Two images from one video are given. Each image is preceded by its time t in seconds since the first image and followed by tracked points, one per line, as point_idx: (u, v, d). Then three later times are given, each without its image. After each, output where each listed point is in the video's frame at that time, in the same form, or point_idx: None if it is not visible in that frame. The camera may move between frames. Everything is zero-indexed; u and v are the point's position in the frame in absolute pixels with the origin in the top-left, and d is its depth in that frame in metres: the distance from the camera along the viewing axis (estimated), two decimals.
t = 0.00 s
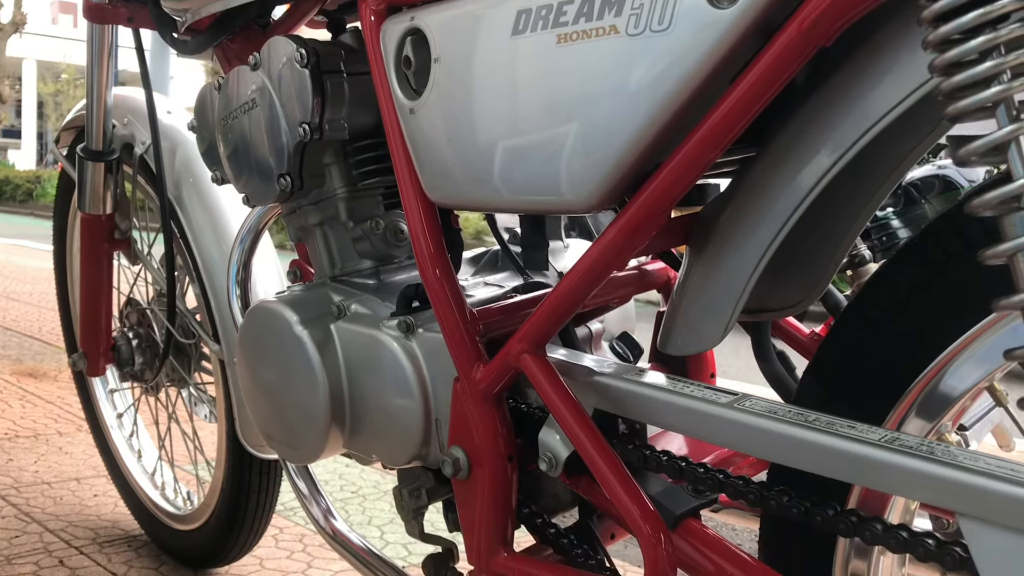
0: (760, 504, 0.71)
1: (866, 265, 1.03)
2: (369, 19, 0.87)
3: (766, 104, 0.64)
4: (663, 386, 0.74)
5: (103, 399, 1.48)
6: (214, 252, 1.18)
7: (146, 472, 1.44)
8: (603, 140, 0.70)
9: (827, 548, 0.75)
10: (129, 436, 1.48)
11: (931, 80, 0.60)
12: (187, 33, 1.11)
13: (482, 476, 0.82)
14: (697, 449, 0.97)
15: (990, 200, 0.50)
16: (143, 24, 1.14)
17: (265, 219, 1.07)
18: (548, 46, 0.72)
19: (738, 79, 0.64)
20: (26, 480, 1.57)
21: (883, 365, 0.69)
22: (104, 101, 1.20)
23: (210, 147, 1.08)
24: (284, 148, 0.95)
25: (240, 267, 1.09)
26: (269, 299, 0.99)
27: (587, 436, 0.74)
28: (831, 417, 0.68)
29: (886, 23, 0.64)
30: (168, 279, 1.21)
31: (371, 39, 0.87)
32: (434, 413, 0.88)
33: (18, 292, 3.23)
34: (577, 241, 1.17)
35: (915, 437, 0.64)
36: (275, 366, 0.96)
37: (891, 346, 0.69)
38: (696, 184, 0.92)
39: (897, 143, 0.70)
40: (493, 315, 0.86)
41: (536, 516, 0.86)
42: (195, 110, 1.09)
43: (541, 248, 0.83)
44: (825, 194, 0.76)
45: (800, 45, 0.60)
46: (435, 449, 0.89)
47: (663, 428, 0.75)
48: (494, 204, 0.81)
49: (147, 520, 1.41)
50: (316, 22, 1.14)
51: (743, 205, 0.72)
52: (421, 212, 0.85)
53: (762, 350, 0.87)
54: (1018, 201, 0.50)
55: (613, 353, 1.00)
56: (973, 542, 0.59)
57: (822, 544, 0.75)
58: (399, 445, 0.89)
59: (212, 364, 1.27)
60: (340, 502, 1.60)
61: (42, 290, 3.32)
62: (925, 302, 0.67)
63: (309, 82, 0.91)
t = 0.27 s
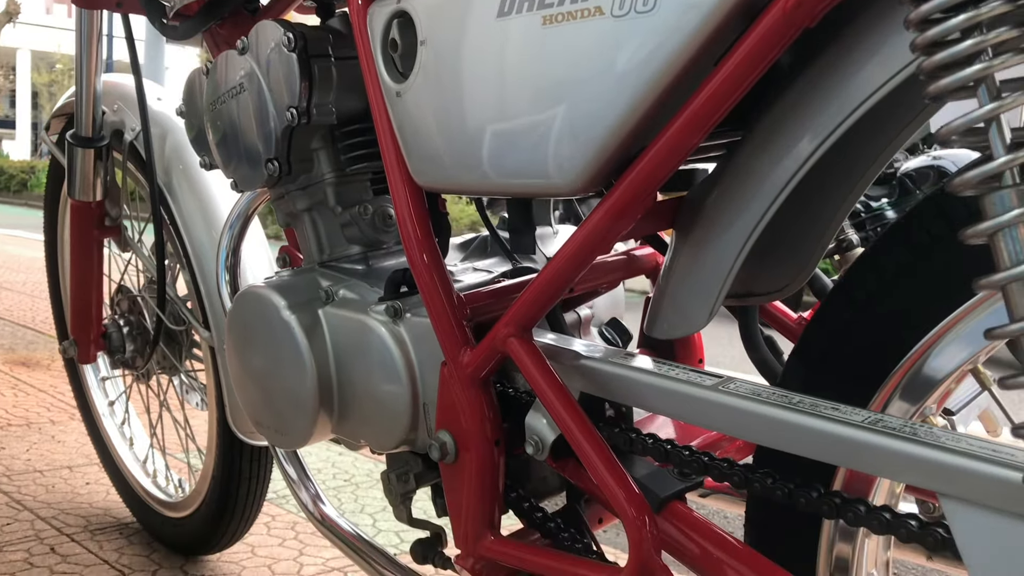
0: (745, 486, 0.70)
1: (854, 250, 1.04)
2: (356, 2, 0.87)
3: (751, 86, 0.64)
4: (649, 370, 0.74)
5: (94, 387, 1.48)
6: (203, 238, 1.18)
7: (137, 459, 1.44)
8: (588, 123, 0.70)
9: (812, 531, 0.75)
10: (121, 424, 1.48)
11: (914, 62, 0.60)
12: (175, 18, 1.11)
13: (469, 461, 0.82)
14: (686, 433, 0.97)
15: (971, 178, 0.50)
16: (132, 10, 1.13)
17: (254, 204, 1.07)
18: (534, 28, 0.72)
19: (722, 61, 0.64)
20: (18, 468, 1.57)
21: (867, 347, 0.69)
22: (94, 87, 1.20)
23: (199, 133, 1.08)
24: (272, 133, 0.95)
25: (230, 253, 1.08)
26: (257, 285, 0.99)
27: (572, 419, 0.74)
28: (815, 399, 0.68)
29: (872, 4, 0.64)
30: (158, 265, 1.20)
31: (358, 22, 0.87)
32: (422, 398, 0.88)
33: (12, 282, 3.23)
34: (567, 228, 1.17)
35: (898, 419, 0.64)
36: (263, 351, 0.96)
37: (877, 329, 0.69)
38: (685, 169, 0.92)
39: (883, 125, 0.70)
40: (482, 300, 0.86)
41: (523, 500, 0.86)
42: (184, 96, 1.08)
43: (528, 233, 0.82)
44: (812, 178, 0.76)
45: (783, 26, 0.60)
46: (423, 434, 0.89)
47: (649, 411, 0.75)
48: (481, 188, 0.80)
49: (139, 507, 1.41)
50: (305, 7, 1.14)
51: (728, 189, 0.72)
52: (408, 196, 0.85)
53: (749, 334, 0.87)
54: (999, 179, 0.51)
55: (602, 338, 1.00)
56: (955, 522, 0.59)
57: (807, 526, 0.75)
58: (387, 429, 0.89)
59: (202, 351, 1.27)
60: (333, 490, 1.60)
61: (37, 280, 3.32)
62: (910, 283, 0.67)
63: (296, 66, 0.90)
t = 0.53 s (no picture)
0: (737, 473, 0.71)
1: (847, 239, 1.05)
2: None
3: (745, 73, 0.64)
4: (642, 357, 0.74)
5: (89, 377, 1.48)
6: (197, 227, 1.17)
7: (132, 450, 1.44)
8: (582, 110, 0.70)
9: (805, 518, 0.75)
10: (116, 415, 1.48)
11: (908, 48, 0.60)
12: (168, 7, 1.11)
13: (463, 449, 0.82)
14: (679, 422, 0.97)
15: (962, 164, 0.50)
16: None
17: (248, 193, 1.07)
18: (528, 15, 0.72)
19: (716, 48, 0.64)
20: (13, 459, 1.57)
21: (861, 335, 0.69)
22: (86, 77, 1.19)
23: (192, 123, 1.08)
24: (265, 121, 0.94)
25: (224, 242, 1.08)
26: (251, 274, 0.99)
27: (567, 407, 0.74)
28: (808, 386, 0.68)
29: None
30: (152, 255, 1.20)
31: (352, 10, 0.87)
32: (416, 387, 0.88)
33: (7, 273, 3.22)
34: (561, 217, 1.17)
35: (891, 405, 0.64)
36: (257, 340, 0.96)
37: (870, 316, 0.69)
38: (679, 157, 0.92)
39: (877, 113, 0.70)
40: (477, 288, 0.85)
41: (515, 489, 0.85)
42: (176, 85, 1.08)
43: (523, 221, 0.82)
44: (805, 166, 0.76)
45: (777, 12, 0.59)
46: (417, 423, 0.88)
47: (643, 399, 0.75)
48: (475, 176, 0.80)
49: (134, 498, 1.41)
50: None
51: (721, 176, 0.72)
52: (402, 184, 0.85)
53: (743, 322, 0.87)
54: (991, 165, 0.51)
55: (596, 327, 1.00)
56: (946, 508, 0.59)
57: (800, 513, 0.75)
58: (381, 418, 0.89)
59: (196, 341, 1.27)
60: (328, 481, 1.60)
61: (31, 271, 3.31)
62: (904, 270, 0.67)
63: (289, 54, 0.90)
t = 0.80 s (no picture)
0: (724, 456, 0.71)
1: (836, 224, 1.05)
2: None
3: (732, 54, 0.64)
4: (631, 341, 0.74)
5: (80, 367, 1.48)
6: (187, 215, 1.17)
7: (124, 440, 1.44)
8: (570, 92, 0.70)
9: (793, 501, 0.75)
10: (107, 404, 1.48)
11: (894, 29, 0.60)
12: None
13: (452, 435, 0.82)
14: (668, 406, 0.97)
15: (945, 143, 0.51)
16: None
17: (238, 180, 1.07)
18: None
19: (703, 29, 0.63)
20: (4, 449, 1.57)
21: (848, 317, 0.69)
22: (75, 64, 1.19)
23: (181, 110, 1.07)
24: (254, 107, 0.94)
25: (214, 229, 1.08)
26: (240, 260, 0.98)
27: (555, 392, 0.74)
28: (796, 369, 0.68)
29: None
30: (143, 244, 1.20)
31: None
32: (406, 374, 0.87)
33: None
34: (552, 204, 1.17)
35: (878, 387, 0.64)
36: (247, 327, 0.96)
37: (857, 298, 0.69)
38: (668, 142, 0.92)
39: (865, 96, 0.70)
40: (466, 274, 0.85)
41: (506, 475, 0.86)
42: (165, 71, 1.07)
43: (512, 205, 0.82)
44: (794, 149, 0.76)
45: None
46: (406, 410, 0.88)
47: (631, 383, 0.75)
48: (464, 161, 0.80)
49: (126, 488, 1.41)
50: None
51: (709, 161, 0.72)
52: (391, 169, 0.85)
53: (732, 307, 0.87)
54: (975, 144, 0.51)
55: (586, 314, 1.00)
56: (933, 489, 0.59)
57: (788, 497, 0.75)
58: (371, 405, 0.89)
59: (187, 330, 1.27)
60: (320, 470, 1.60)
61: (25, 263, 3.30)
62: (892, 250, 0.66)
63: (278, 39, 0.90)
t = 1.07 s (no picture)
0: (705, 436, 0.71)
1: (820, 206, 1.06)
2: None
3: (711, 34, 0.63)
4: (613, 322, 0.74)
5: (68, 356, 1.47)
6: (173, 200, 1.16)
7: (113, 428, 1.44)
8: (550, 73, 0.70)
9: (775, 481, 0.75)
10: (96, 393, 1.47)
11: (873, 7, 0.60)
12: None
13: (437, 418, 0.82)
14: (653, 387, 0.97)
15: (922, 117, 0.51)
16: None
17: (223, 164, 1.07)
18: None
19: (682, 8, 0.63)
20: None
21: (830, 297, 0.69)
22: (59, 50, 1.18)
23: (166, 95, 1.07)
24: (237, 91, 0.94)
25: (199, 214, 1.09)
26: (225, 246, 0.98)
27: (538, 373, 0.74)
28: (777, 348, 0.68)
29: None
30: (129, 231, 1.20)
31: None
32: (391, 358, 0.87)
33: None
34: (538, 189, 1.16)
35: (858, 365, 0.64)
36: (232, 312, 0.96)
37: (839, 278, 0.69)
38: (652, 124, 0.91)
39: (845, 77, 0.70)
40: (450, 257, 0.85)
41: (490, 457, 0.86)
42: (149, 56, 1.07)
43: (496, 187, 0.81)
44: (775, 131, 0.76)
45: None
46: (391, 393, 0.88)
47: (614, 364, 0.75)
48: (445, 144, 0.80)
49: (114, 476, 1.41)
50: None
51: (690, 143, 0.72)
52: (373, 151, 0.84)
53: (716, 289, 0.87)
54: (951, 119, 0.51)
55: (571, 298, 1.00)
56: (911, 466, 0.59)
57: (771, 477, 0.75)
58: (356, 389, 0.89)
59: (175, 317, 1.27)
60: (311, 458, 1.60)
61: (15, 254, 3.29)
62: (874, 229, 0.66)
63: (260, 22, 0.90)
